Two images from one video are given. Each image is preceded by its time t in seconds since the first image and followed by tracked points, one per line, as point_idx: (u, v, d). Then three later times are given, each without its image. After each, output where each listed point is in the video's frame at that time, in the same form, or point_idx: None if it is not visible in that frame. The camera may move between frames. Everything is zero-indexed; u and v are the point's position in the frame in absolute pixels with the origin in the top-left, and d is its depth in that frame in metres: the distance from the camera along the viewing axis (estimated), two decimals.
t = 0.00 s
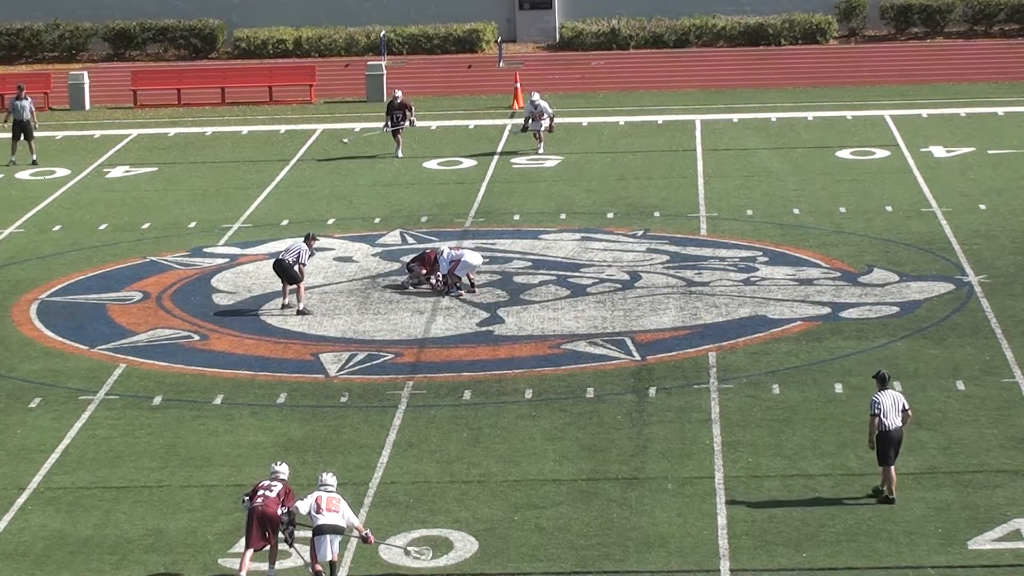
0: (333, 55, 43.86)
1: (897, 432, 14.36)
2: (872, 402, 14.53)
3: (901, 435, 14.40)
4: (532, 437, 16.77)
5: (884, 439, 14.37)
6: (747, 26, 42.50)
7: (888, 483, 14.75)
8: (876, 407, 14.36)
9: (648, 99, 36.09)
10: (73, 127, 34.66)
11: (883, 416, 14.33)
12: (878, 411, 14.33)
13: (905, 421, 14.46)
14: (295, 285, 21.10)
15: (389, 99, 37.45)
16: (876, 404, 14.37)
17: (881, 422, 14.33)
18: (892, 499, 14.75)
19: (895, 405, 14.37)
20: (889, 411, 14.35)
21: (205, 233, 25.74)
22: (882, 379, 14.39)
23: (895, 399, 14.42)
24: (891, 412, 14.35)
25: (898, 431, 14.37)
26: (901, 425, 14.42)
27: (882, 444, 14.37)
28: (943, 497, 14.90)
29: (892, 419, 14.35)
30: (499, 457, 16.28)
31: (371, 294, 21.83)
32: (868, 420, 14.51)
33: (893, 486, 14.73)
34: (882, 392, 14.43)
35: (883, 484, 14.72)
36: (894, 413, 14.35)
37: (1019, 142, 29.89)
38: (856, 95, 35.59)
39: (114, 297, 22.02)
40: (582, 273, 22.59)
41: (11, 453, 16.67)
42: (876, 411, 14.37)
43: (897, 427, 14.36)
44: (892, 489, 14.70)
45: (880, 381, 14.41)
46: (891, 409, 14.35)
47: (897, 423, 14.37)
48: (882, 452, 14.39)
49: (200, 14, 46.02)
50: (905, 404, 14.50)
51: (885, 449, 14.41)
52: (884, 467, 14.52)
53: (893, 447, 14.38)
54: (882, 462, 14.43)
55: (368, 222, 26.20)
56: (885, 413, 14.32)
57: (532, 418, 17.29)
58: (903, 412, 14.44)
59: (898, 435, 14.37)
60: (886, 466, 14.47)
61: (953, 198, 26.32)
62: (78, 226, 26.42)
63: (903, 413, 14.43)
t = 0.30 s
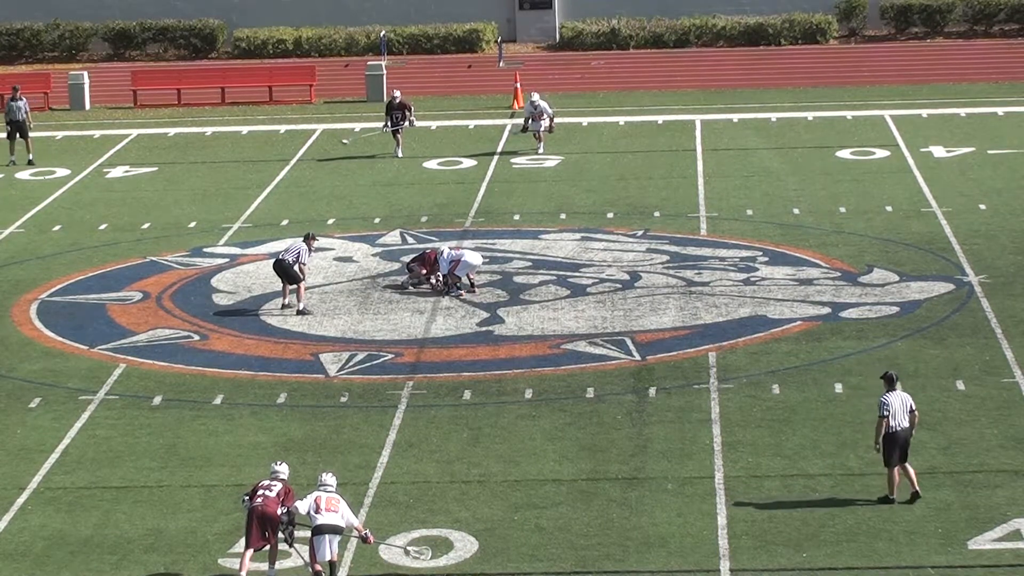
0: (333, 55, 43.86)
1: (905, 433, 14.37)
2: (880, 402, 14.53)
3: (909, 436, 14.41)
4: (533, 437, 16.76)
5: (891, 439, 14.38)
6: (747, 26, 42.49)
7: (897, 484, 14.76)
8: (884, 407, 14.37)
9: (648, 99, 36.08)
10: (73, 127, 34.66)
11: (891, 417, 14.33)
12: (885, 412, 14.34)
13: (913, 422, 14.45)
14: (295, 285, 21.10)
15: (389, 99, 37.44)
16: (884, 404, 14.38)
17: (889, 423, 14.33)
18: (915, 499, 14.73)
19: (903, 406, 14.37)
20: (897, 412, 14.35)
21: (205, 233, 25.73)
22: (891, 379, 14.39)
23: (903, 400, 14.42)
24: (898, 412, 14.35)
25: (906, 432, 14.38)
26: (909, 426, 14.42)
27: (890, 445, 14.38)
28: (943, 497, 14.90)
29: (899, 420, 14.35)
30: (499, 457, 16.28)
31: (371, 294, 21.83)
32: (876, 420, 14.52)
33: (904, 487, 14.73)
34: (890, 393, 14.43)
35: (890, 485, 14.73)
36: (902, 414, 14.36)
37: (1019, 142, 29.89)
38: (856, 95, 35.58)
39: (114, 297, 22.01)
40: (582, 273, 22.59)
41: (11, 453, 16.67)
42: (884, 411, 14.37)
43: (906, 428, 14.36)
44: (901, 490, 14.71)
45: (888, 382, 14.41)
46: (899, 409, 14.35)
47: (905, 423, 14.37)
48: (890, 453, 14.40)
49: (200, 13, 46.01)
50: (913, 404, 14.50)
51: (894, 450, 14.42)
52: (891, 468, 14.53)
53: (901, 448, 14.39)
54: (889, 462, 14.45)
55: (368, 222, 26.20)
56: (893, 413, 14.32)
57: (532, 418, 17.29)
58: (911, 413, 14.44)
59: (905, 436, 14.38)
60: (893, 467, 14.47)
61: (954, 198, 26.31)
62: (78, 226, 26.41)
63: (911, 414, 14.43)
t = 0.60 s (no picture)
0: (333, 55, 43.85)
1: (916, 434, 14.35)
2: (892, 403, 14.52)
3: (920, 437, 14.39)
4: (533, 437, 16.76)
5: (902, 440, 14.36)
6: (747, 26, 42.48)
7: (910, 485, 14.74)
8: (895, 408, 14.35)
9: (648, 99, 36.08)
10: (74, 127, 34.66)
11: (902, 418, 14.32)
12: (896, 413, 14.33)
13: (925, 423, 14.41)
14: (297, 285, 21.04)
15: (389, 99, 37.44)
16: (895, 406, 14.36)
17: (900, 424, 14.31)
18: (927, 500, 14.68)
19: (915, 407, 14.34)
20: (908, 413, 14.33)
21: (205, 233, 25.73)
22: (903, 380, 14.35)
23: (915, 401, 14.39)
24: (910, 413, 14.32)
25: (917, 433, 14.35)
26: (921, 427, 14.40)
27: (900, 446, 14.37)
28: (943, 497, 14.89)
29: (910, 421, 14.33)
30: (499, 457, 16.28)
31: (371, 294, 21.83)
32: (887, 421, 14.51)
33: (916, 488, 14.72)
34: (903, 394, 14.40)
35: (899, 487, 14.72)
36: (913, 415, 14.33)
37: (1019, 142, 29.89)
38: (856, 95, 35.58)
39: (114, 297, 22.01)
40: (582, 273, 22.59)
41: (11, 453, 16.67)
42: (895, 412, 14.36)
43: (917, 429, 14.34)
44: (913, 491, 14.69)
45: (901, 383, 14.38)
46: (911, 410, 14.32)
47: (916, 425, 14.34)
48: (900, 454, 14.39)
49: (200, 13, 46.01)
50: (925, 405, 14.47)
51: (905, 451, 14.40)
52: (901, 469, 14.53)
53: (912, 449, 14.37)
54: (898, 464, 14.45)
55: (368, 222, 26.20)
56: (904, 414, 14.31)
57: (532, 418, 17.29)
58: (923, 414, 14.41)
59: (916, 437, 14.36)
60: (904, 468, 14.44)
61: (954, 198, 26.31)
62: (78, 226, 26.41)
63: (922, 415, 14.40)
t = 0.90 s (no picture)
0: (333, 55, 43.85)
1: (929, 434, 14.27)
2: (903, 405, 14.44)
3: (933, 437, 14.32)
4: (533, 437, 16.76)
5: (915, 442, 14.28)
6: (747, 26, 42.47)
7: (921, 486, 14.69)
8: (907, 409, 14.28)
9: (648, 99, 36.09)
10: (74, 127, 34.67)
11: (915, 419, 14.24)
12: (909, 414, 14.25)
13: (937, 424, 14.34)
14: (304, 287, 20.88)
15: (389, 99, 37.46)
16: (907, 406, 14.29)
17: (912, 424, 14.25)
18: (927, 502, 14.68)
19: (927, 407, 14.27)
20: (920, 414, 14.25)
21: (205, 233, 25.73)
22: (914, 381, 14.30)
23: (927, 402, 14.31)
24: (922, 414, 14.25)
25: (929, 434, 14.28)
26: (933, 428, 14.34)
27: (913, 447, 14.29)
28: (943, 497, 14.89)
29: (922, 421, 14.25)
30: (499, 457, 16.28)
31: (371, 294, 21.83)
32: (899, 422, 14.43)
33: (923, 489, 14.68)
34: (914, 395, 14.34)
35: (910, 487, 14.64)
36: (925, 416, 14.25)
37: (1019, 142, 29.89)
38: (856, 95, 35.58)
39: (114, 297, 22.02)
40: (582, 273, 22.59)
41: (11, 453, 16.67)
42: (907, 414, 14.29)
43: (930, 429, 14.27)
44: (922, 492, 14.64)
45: (912, 383, 14.33)
46: (922, 411, 14.25)
47: (928, 425, 14.27)
48: (913, 455, 14.31)
49: (200, 14, 46.02)
50: (937, 406, 14.40)
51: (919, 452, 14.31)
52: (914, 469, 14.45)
53: (925, 450, 14.29)
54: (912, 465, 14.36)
55: (368, 222, 26.20)
56: (916, 415, 14.23)
57: (532, 418, 17.29)
58: (934, 414, 14.34)
59: (928, 437, 14.28)
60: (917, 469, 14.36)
61: (954, 198, 26.32)
62: (78, 226, 26.41)
63: (934, 416, 14.33)
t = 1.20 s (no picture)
0: (333, 55, 43.86)
1: (936, 434, 14.23)
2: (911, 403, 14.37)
3: (939, 438, 14.28)
4: (533, 437, 16.77)
5: (921, 441, 14.24)
6: (747, 26, 42.46)
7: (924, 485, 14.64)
8: (916, 409, 14.21)
9: (648, 99, 36.10)
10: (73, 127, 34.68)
11: (923, 419, 14.18)
12: (918, 414, 14.18)
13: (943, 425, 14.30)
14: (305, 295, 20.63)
15: (389, 99, 37.48)
16: (915, 406, 14.22)
17: (920, 424, 14.19)
18: (932, 501, 14.63)
19: (936, 408, 14.20)
20: (928, 415, 14.19)
21: (205, 233, 25.74)
22: (924, 381, 14.23)
23: (936, 402, 14.24)
24: (930, 414, 14.19)
25: (935, 435, 14.24)
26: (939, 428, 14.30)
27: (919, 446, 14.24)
28: (943, 497, 14.90)
29: (930, 422, 14.20)
30: (499, 457, 16.29)
31: (372, 294, 21.83)
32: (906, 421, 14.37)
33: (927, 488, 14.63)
34: (923, 395, 14.26)
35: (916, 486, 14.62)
36: (933, 416, 14.19)
37: (1019, 142, 29.91)
38: (856, 96, 35.59)
39: (114, 297, 22.02)
40: (582, 273, 22.59)
41: (11, 453, 16.67)
42: (915, 413, 14.23)
43: (937, 430, 14.22)
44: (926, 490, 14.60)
45: (922, 383, 14.26)
46: (931, 412, 14.18)
47: (935, 426, 14.22)
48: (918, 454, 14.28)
49: (200, 14, 46.02)
50: (945, 407, 14.34)
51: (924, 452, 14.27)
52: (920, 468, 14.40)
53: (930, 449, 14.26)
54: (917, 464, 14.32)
55: (368, 222, 26.21)
56: (924, 415, 14.17)
57: (532, 418, 17.30)
58: (942, 415, 14.29)
59: (934, 438, 14.24)
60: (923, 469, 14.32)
61: (954, 198, 26.33)
62: (78, 226, 26.42)
63: (941, 417, 14.28)
